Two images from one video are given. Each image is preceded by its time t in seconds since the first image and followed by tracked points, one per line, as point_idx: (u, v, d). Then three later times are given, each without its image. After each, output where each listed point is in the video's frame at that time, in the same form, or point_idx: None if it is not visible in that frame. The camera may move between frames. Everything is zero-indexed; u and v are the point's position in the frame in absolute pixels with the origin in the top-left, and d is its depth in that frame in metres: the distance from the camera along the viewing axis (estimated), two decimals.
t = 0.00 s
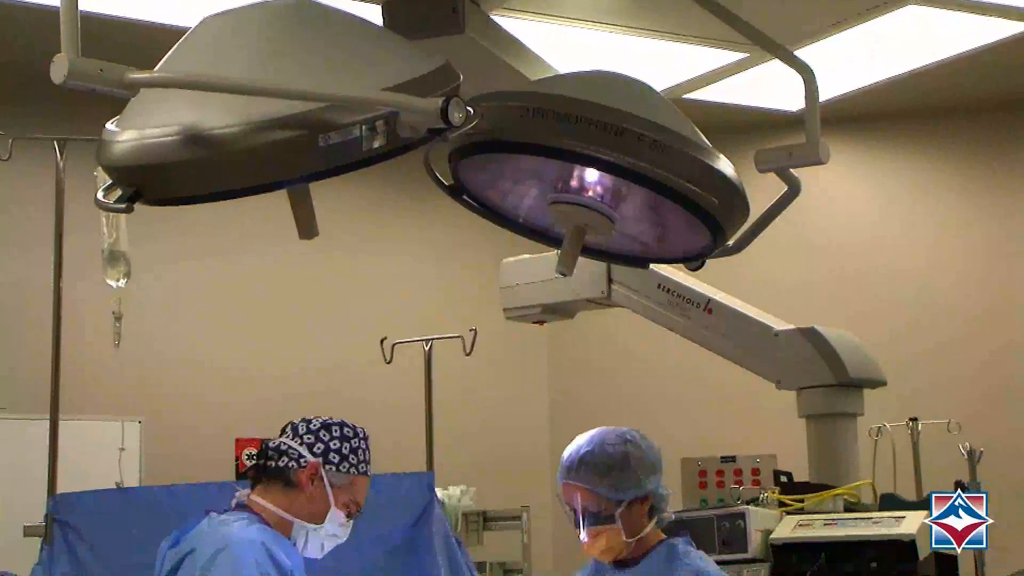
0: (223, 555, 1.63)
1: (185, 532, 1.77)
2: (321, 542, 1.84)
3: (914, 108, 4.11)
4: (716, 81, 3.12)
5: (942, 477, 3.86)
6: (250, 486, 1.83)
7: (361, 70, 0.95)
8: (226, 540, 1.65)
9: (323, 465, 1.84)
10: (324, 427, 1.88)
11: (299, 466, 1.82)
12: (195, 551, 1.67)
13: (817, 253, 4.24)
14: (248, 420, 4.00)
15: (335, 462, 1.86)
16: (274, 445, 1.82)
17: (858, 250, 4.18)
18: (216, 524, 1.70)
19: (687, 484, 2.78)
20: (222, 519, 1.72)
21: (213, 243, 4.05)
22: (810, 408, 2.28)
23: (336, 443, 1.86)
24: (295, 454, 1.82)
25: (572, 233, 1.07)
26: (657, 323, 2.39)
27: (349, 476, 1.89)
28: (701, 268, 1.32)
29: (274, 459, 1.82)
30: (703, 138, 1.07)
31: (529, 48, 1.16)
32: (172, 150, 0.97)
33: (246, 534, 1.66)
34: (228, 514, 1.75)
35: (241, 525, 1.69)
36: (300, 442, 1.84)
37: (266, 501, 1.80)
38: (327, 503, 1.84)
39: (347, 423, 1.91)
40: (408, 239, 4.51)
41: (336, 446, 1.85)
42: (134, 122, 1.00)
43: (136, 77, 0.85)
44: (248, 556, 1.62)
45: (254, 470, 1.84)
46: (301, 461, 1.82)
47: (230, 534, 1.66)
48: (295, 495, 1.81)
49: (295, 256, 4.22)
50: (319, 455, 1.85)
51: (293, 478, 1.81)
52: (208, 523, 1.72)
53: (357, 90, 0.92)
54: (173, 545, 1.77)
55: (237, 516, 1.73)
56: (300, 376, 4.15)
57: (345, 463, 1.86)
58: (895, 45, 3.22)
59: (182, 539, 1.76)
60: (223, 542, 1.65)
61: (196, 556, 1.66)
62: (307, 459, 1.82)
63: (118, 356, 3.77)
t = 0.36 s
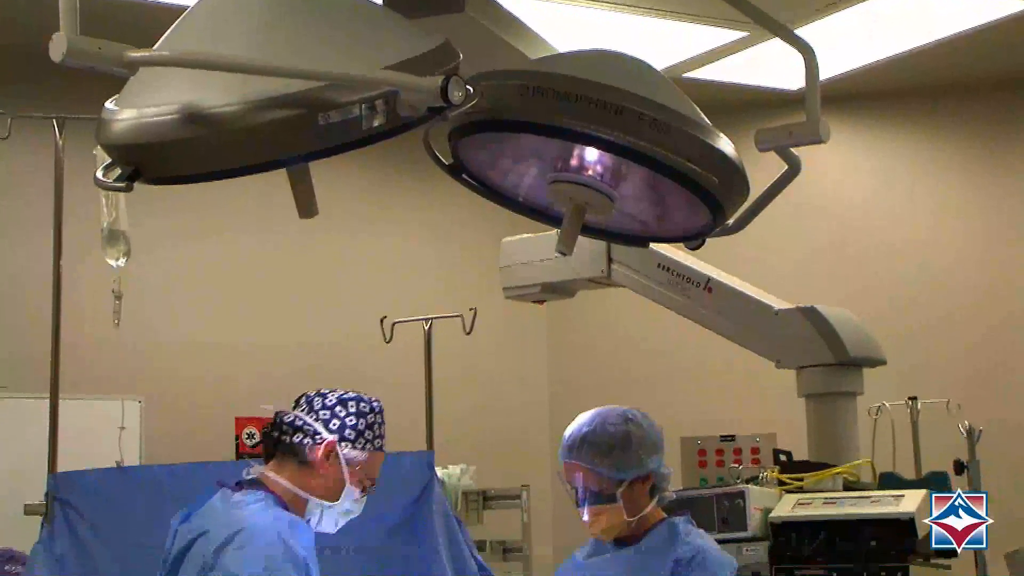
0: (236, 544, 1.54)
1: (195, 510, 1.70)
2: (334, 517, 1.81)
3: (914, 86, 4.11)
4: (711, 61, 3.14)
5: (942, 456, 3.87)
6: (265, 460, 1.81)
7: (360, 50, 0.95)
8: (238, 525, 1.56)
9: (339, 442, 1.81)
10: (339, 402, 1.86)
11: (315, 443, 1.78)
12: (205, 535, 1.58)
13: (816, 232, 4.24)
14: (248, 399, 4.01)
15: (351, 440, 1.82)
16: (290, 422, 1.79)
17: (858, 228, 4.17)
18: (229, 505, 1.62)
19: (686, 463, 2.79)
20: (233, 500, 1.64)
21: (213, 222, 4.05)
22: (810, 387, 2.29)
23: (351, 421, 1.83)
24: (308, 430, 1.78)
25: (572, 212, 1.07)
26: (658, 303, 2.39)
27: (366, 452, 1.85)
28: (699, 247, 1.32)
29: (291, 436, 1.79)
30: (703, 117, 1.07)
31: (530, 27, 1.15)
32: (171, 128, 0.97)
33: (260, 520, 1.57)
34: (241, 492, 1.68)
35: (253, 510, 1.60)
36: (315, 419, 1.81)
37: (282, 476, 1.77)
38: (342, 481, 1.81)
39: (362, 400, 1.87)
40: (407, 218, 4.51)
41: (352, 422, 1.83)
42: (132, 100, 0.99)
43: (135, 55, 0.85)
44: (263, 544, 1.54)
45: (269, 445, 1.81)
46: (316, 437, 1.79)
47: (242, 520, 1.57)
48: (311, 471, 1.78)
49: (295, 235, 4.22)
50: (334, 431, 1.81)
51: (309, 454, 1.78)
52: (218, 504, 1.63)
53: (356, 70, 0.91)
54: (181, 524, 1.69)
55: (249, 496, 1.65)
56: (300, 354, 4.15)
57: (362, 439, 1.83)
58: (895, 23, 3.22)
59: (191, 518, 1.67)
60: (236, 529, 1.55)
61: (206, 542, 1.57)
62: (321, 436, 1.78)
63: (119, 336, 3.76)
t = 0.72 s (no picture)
0: (273, 519, 1.36)
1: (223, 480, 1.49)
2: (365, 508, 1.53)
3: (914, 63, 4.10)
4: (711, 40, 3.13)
5: (941, 434, 3.87)
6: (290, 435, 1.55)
7: (359, 29, 0.94)
8: (275, 500, 1.38)
9: (374, 420, 1.53)
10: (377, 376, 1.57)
11: (348, 420, 1.51)
12: (239, 507, 1.39)
13: (816, 211, 4.23)
14: (248, 378, 4.01)
15: (390, 419, 1.54)
16: (319, 397, 1.53)
17: (858, 207, 4.17)
18: (261, 472, 1.44)
19: (684, 442, 2.79)
20: (267, 470, 1.44)
21: (213, 201, 4.04)
22: (809, 365, 2.29)
23: (389, 396, 1.54)
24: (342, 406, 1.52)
25: (572, 190, 1.07)
26: (658, 281, 2.39)
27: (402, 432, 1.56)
28: (699, 226, 1.32)
29: (320, 412, 1.52)
30: (704, 96, 1.06)
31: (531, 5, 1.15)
32: (171, 107, 0.97)
33: (300, 494, 1.39)
34: (275, 462, 1.47)
35: (294, 482, 1.42)
36: (348, 391, 1.53)
37: (310, 456, 1.50)
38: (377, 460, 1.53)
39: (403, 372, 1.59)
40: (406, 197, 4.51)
41: (390, 398, 1.54)
42: (132, 80, 0.99)
43: (132, 34, 0.85)
44: (306, 519, 1.36)
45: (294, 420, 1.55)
46: (350, 414, 1.52)
47: (281, 495, 1.39)
48: (342, 454, 1.51)
49: (295, 214, 4.22)
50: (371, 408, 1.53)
51: (340, 433, 1.51)
52: (251, 474, 1.44)
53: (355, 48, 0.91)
54: (210, 493, 1.49)
55: (288, 468, 1.45)
56: (299, 333, 4.15)
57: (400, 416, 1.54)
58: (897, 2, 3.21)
59: (218, 489, 1.47)
60: (273, 503, 1.37)
61: (240, 514, 1.38)
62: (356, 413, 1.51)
63: (119, 315, 3.76)
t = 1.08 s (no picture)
0: (346, 495, 1.36)
1: (280, 449, 1.48)
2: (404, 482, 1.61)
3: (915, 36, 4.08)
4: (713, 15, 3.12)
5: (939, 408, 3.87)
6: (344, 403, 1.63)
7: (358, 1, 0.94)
8: (346, 476, 1.38)
9: (429, 396, 1.67)
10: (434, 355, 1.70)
11: (407, 396, 1.63)
12: (304, 482, 1.39)
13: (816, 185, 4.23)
14: (247, 352, 4.01)
15: (442, 395, 1.70)
16: (378, 369, 1.63)
17: (858, 181, 4.16)
18: (318, 446, 1.44)
19: (684, 417, 2.80)
20: (330, 442, 1.45)
21: (212, 175, 4.04)
22: (809, 339, 2.30)
23: (444, 374, 1.69)
24: (403, 381, 1.63)
25: (571, 164, 1.07)
26: (659, 255, 2.39)
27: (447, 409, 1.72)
28: (699, 200, 1.32)
29: (378, 384, 1.62)
30: (704, 70, 1.06)
31: None
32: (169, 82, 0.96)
33: (370, 473, 1.40)
34: (334, 432, 1.49)
35: (362, 459, 1.43)
36: (410, 368, 1.65)
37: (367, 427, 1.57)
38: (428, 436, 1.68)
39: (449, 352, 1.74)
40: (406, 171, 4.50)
41: (446, 378, 1.69)
42: (130, 54, 0.99)
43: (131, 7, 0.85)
44: (378, 499, 1.37)
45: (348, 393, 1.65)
46: (409, 389, 1.64)
47: (352, 471, 1.39)
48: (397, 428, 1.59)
49: (295, 188, 4.22)
50: (428, 386, 1.67)
51: (397, 409, 1.60)
52: (312, 446, 1.45)
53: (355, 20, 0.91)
54: (262, 464, 1.47)
55: (350, 442, 1.46)
56: (299, 309, 4.15)
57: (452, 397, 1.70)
58: None
59: (274, 460, 1.46)
60: (346, 478, 1.38)
61: (311, 486, 1.37)
62: (418, 390, 1.63)
63: (118, 288, 3.76)
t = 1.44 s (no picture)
0: (401, 475, 1.42)
1: (325, 423, 1.55)
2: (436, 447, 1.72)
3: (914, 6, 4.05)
4: None
5: (937, 380, 3.87)
6: (386, 374, 1.68)
7: None
8: (399, 456, 1.44)
9: (467, 375, 1.69)
10: (479, 333, 1.71)
11: (447, 374, 1.67)
12: (357, 459, 1.45)
13: (817, 157, 4.22)
14: (246, 323, 4.01)
15: (478, 375, 1.70)
16: (423, 345, 1.66)
17: (856, 151, 4.14)
18: (368, 421, 1.51)
19: (684, 389, 2.81)
20: (380, 419, 1.52)
21: (212, 147, 4.03)
22: (809, 311, 2.30)
23: (484, 354, 1.70)
24: (444, 359, 1.66)
25: (573, 134, 1.08)
26: (660, 228, 2.40)
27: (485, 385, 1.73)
28: (699, 172, 1.31)
29: (421, 360, 1.66)
30: (704, 41, 1.06)
31: None
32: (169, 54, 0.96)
33: (421, 454, 1.46)
34: (378, 410, 1.56)
35: (414, 440, 1.48)
36: (452, 346, 1.68)
37: (405, 404, 1.65)
38: (460, 412, 1.71)
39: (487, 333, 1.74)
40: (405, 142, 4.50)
41: (486, 359, 1.70)
42: (131, 25, 0.99)
43: None
44: (432, 482, 1.43)
45: (391, 363, 1.68)
46: (450, 368, 1.67)
47: (404, 451, 1.45)
48: (435, 403, 1.67)
49: (294, 159, 4.21)
50: (467, 364, 1.69)
51: (437, 386, 1.67)
52: (361, 425, 1.51)
53: None
54: (307, 435, 1.54)
55: (399, 420, 1.52)
56: (297, 281, 4.15)
57: (490, 376, 1.71)
58: None
59: (321, 433, 1.53)
60: (399, 458, 1.43)
61: (364, 464, 1.43)
62: (456, 370, 1.66)
63: (116, 260, 3.76)
